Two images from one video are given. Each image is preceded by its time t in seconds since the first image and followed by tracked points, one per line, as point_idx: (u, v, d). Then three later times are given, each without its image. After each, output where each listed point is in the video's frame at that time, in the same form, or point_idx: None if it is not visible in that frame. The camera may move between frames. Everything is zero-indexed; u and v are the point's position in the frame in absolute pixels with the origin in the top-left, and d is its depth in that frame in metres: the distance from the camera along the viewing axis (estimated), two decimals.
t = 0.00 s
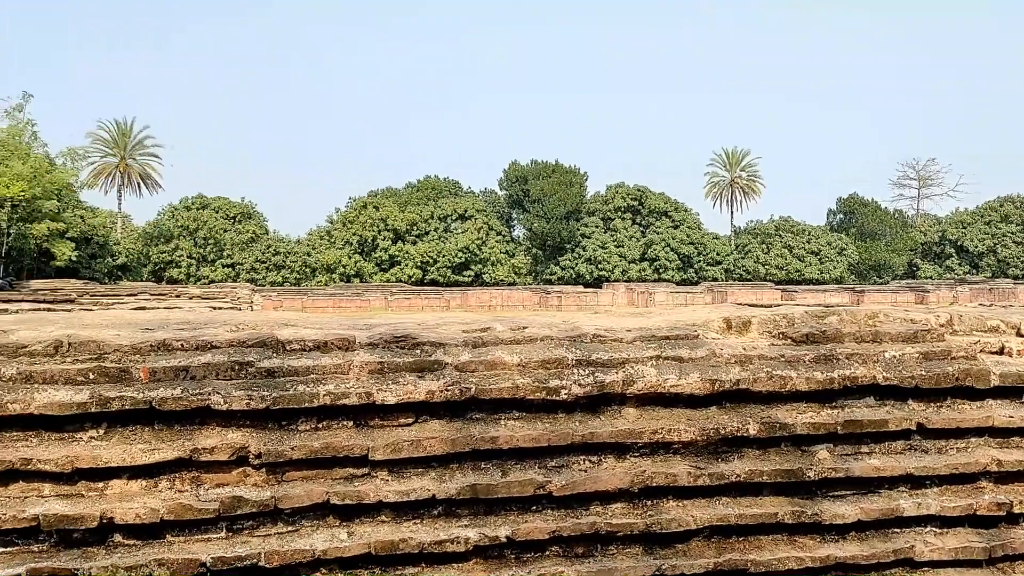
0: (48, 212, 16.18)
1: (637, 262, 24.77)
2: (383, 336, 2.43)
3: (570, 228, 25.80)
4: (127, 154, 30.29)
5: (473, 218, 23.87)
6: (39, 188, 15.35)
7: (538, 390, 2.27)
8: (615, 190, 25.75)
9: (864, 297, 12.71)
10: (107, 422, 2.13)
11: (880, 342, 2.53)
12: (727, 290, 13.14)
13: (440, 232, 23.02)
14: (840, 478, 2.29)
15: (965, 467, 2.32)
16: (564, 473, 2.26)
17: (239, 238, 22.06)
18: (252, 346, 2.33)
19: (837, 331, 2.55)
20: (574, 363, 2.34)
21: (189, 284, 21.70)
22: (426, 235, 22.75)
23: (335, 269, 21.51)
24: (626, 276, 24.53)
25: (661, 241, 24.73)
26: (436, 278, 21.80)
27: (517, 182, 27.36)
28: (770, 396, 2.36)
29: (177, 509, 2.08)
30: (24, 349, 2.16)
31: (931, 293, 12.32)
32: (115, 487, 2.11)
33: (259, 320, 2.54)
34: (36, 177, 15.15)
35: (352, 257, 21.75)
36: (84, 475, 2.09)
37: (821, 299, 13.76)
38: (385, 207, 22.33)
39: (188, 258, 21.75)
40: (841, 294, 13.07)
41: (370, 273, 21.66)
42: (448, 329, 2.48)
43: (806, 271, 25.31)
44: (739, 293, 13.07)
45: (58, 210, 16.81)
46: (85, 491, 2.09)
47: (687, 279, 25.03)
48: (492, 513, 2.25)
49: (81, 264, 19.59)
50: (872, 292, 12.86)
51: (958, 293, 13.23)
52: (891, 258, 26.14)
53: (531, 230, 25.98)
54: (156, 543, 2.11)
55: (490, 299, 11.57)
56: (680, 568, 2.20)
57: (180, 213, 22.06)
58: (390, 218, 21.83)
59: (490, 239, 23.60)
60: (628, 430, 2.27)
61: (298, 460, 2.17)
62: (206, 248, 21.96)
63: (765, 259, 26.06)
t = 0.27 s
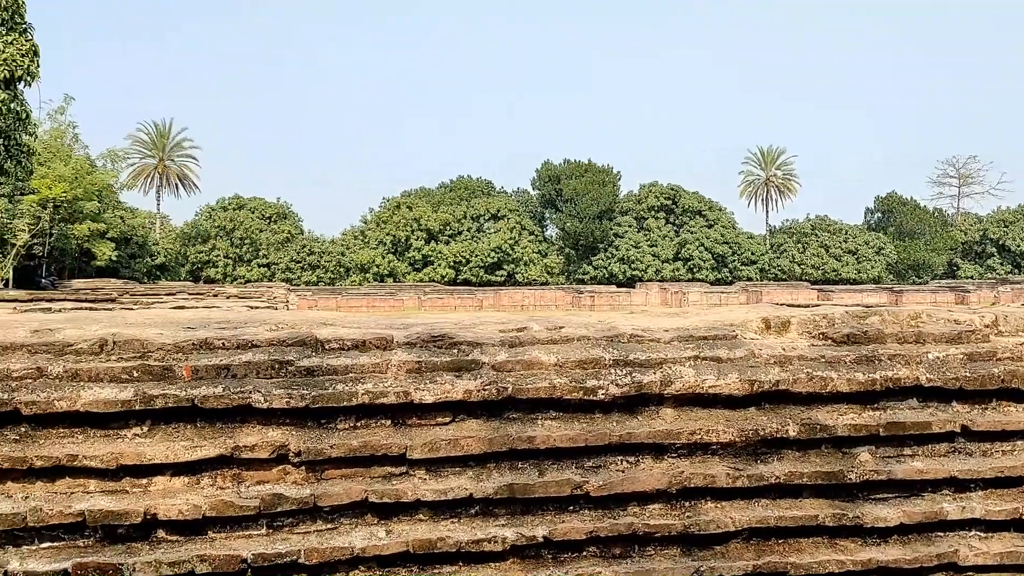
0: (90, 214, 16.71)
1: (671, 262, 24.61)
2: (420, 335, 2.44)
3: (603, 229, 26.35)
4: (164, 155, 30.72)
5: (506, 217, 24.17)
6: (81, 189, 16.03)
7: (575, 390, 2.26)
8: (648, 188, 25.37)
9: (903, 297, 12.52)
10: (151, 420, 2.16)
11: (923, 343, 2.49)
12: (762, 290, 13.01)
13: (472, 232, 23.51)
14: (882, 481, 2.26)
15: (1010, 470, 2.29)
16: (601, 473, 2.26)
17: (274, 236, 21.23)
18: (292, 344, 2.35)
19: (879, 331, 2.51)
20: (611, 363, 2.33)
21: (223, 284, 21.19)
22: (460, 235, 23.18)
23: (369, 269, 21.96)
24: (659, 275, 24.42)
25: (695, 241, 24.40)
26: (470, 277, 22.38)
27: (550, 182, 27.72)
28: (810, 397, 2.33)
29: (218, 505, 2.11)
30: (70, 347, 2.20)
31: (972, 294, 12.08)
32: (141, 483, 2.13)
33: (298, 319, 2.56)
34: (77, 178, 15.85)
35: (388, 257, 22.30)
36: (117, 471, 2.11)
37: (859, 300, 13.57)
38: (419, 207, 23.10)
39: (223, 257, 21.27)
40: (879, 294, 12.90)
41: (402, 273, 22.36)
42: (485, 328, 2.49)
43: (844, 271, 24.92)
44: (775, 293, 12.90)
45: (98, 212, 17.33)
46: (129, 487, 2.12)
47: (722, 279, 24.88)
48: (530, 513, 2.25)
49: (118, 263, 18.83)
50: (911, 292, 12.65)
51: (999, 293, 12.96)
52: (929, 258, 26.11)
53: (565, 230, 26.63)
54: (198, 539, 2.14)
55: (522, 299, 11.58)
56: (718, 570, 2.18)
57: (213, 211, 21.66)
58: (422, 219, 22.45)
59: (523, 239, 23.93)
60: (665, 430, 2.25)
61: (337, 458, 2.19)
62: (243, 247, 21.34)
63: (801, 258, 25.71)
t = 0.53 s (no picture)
0: (129, 215, 17.22)
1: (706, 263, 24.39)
2: (461, 337, 2.44)
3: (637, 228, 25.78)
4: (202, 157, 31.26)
5: (540, 219, 23.73)
6: (121, 190, 16.47)
7: (616, 392, 2.25)
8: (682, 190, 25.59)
9: (945, 298, 12.27)
10: (197, 420, 2.18)
11: (972, 346, 2.45)
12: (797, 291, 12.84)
13: (505, 232, 23.18)
14: (929, 486, 2.23)
15: None
16: (642, 476, 2.24)
17: (311, 239, 23.35)
18: (335, 346, 2.37)
19: (926, 334, 2.48)
20: (653, 366, 2.32)
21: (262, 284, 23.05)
22: (494, 236, 22.99)
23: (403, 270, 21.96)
24: (693, 277, 24.27)
25: (729, 241, 24.30)
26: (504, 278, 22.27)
27: (584, 182, 27.61)
28: (855, 400, 2.30)
29: (263, 505, 2.12)
30: (119, 348, 2.22)
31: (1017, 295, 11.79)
32: (159, 487, 2.11)
33: (339, 320, 2.57)
34: (118, 182, 16.36)
35: (421, 258, 21.99)
36: (145, 473, 2.10)
37: (898, 301, 13.32)
38: (452, 207, 22.72)
39: (262, 259, 23.06)
40: (919, 296, 12.67)
41: (436, 275, 22.00)
42: (525, 330, 2.48)
43: (882, 272, 24.59)
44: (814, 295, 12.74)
45: (143, 215, 18.31)
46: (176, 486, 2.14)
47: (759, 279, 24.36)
48: (570, 515, 2.24)
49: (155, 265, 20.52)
50: (953, 294, 12.39)
51: None
52: (970, 259, 25.05)
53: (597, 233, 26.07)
54: (243, 538, 2.15)
55: (556, 300, 11.57)
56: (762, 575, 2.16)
57: (255, 217, 23.63)
58: (456, 220, 22.15)
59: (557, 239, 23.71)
60: (708, 433, 2.24)
61: (379, 458, 2.20)
62: (279, 249, 23.24)
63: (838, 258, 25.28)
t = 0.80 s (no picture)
0: (172, 220, 17.94)
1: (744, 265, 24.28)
2: (503, 340, 2.45)
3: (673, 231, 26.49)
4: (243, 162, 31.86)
5: (575, 221, 23.98)
6: (164, 195, 17.26)
7: (660, 396, 2.23)
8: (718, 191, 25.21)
9: (990, 300, 12.02)
10: (244, 421, 2.20)
11: None
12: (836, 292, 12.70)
13: (541, 234, 23.37)
14: (981, 493, 2.19)
15: None
16: (687, 480, 2.23)
17: (348, 241, 24.27)
18: (379, 348, 2.39)
19: (977, 338, 2.46)
20: (697, 369, 2.31)
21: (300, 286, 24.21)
22: (530, 239, 23.24)
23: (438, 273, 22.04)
24: (732, 279, 24.06)
25: (766, 243, 24.25)
26: (539, 280, 22.22)
27: (618, 184, 28.78)
28: (905, 405, 2.28)
29: (309, 506, 2.14)
30: (169, 349, 2.26)
31: None
32: (153, 488, 2.11)
33: (382, 323, 2.59)
34: (161, 186, 17.07)
35: (456, 261, 22.03)
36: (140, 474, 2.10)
37: (941, 303, 13.07)
38: (488, 210, 22.77)
39: (300, 261, 24.15)
40: (962, 297, 12.45)
41: (471, 277, 21.95)
42: (567, 333, 2.48)
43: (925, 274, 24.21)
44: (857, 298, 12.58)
45: (181, 218, 18.62)
46: (224, 486, 2.17)
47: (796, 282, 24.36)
48: (614, 519, 2.23)
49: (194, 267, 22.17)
50: (998, 296, 12.14)
51: None
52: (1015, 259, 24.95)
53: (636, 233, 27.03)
54: (289, 538, 2.17)
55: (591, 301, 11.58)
56: None
57: (293, 219, 24.83)
58: (491, 222, 22.33)
59: (592, 242, 23.90)
60: (754, 438, 2.22)
61: (423, 461, 2.21)
62: (316, 252, 24.43)
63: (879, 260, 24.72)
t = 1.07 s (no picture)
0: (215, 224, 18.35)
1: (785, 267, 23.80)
2: (550, 343, 2.45)
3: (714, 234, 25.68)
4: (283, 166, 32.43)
5: (614, 224, 23.79)
6: (208, 199, 17.60)
7: (709, 400, 2.22)
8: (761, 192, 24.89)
9: None
10: (294, 422, 2.23)
11: None
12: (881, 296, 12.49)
13: (579, 237, 23.09)
14: None
15: None
16: (735, 486, 2.20)
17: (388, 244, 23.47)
18: (427, 351, 2.40)
19: None
20: (746, 374, 2.29)
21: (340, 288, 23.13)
22: (568, 241, 23.00)
23: (477, 276, 22.25)
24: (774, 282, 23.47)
25: (810, 245, 23.77)
26: (578, 283, 22.22)
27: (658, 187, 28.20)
28: (960, 411, 2.24)
29: (357, 507, 2.15)
30: (221, 351, 2.30)
31: None
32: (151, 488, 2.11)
33: (429, 326, 2.61)
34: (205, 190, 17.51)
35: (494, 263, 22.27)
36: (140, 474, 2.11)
37: (993, 306, 12.75)
38: (527, 214, 23.07)
39: (341, 264, 23.32)
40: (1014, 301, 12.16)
41: (510, 280, 22.34)
42: (614, 337, 2.48)
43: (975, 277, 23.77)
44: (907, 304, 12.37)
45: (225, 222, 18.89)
46: (275, 487, 2.19)
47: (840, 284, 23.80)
48: (661, 524, 2.22)
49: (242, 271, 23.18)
50: None
51: None
52: None
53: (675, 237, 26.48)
54: (337, 539, 2.19)
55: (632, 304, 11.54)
56: None
57: (334, 221, 23.75)
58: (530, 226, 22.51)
59: (631, 245, 23.63)
60: (804, 443, 2.19)
61: (470, 463, 2.22)
62: (357, 255, 23.42)
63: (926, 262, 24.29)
